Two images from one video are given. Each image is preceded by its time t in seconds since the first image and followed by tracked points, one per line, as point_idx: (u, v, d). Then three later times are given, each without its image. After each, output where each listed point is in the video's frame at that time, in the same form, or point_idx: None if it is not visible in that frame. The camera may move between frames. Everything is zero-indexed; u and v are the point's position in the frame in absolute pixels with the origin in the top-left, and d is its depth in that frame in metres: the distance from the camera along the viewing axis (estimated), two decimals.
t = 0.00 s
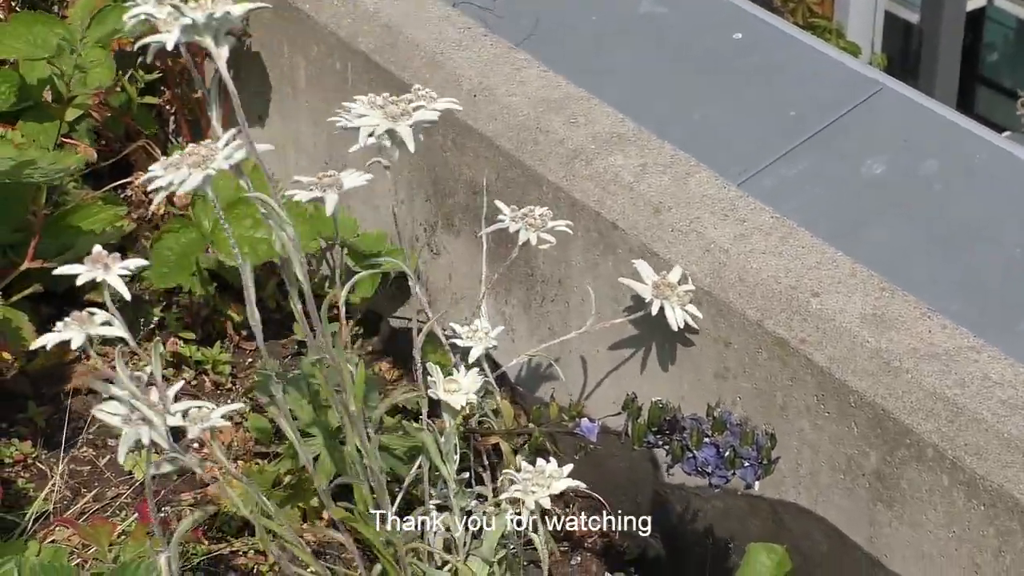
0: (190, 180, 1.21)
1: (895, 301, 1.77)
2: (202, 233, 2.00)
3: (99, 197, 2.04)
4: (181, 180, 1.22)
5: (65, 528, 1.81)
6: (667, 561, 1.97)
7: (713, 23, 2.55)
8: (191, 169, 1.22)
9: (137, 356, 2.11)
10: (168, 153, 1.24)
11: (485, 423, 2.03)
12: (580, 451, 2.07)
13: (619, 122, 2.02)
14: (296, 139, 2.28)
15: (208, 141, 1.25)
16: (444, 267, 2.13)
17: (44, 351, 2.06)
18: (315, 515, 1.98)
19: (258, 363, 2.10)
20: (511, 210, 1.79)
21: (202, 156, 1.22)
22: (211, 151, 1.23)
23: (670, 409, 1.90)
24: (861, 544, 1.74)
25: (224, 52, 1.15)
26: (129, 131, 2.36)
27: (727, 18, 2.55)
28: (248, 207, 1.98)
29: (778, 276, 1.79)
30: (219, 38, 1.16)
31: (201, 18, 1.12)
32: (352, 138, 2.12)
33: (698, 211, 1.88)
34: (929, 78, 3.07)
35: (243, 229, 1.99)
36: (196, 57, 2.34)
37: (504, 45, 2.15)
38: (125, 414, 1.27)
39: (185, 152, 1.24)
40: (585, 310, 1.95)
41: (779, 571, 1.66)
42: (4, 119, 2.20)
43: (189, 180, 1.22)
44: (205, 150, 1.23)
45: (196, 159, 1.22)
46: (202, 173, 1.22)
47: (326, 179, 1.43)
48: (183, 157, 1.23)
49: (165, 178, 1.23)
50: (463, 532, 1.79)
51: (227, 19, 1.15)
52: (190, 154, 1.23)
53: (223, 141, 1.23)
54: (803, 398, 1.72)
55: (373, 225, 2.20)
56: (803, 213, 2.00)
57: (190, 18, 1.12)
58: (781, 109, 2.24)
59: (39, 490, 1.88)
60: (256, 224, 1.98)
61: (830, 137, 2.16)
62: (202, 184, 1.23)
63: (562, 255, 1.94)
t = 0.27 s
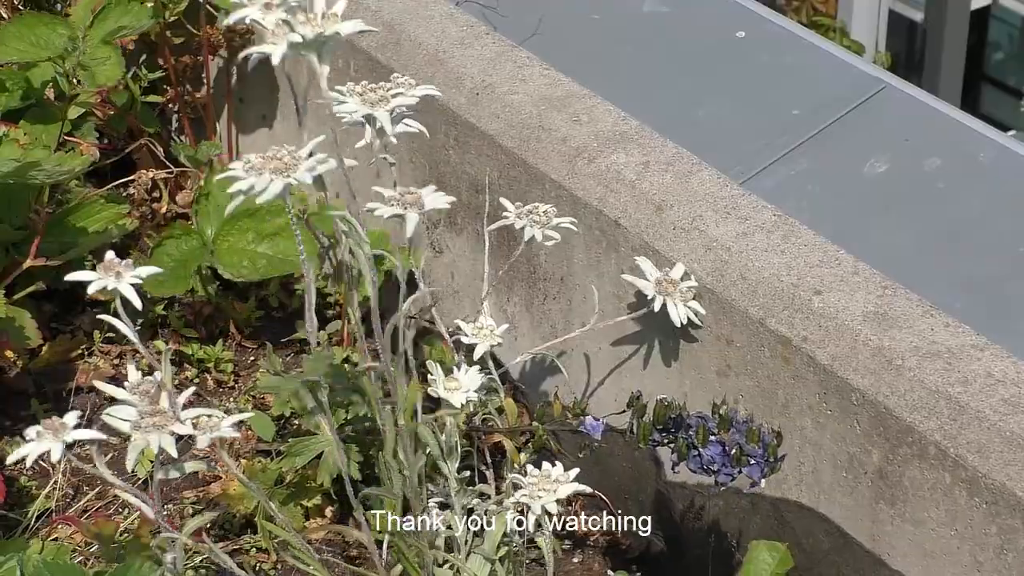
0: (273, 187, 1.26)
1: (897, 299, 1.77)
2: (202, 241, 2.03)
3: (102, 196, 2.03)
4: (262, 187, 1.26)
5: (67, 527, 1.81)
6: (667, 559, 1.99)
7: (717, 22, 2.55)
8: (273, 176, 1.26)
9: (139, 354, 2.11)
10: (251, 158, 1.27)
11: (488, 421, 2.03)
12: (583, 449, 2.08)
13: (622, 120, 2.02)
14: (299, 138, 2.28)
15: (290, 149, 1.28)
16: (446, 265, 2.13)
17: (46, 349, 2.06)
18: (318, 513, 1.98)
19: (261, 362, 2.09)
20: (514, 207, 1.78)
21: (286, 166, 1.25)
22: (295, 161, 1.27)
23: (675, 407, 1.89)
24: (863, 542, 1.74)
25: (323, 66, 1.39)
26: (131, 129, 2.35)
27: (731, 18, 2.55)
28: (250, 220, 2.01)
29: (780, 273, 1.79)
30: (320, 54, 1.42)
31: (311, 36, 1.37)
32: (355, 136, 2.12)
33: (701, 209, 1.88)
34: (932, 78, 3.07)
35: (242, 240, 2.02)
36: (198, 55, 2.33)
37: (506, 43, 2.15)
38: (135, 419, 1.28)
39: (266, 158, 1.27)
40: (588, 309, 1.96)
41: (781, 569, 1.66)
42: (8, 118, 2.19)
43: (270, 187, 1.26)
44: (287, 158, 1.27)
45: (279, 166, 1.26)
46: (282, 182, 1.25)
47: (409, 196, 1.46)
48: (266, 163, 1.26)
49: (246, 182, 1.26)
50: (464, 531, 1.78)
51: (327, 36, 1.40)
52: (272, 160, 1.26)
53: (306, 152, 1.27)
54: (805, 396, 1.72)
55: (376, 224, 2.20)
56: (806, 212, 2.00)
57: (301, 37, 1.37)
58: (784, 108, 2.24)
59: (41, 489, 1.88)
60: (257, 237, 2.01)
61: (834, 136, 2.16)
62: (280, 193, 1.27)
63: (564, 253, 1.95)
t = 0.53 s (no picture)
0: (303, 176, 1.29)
1: (903, 299, 1.77)
2: (207, 233, 2.01)
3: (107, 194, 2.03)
4: (294, 174, 1.29)
5: (72, 525, 1.81)
6: (672, 557, 2.01)
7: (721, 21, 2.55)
8: (305, 165, 1.29)
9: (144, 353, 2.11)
10: (284, 146, 1.30)
11: (493, 420, 2.03)
12: (589, 449, 2.06)
13: (626, 119, 2.02)
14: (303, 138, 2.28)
15: (321, 138, 1.31)
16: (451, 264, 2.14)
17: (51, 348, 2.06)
18: (323, 512, 1.98)
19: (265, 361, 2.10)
20: (522, 206, 1.77)
21: (317, 155, 1.28)
22: (326, 151, 1.30)
23: (682, 406, 1.90)
24: (868, 542, 1.74)
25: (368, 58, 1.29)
26: (135, 128, 2.35)
27: (734, 17, 2.55)
28: (252, 207, 1.98)
29: (785, 273, 1.79)
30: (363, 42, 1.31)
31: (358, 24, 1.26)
32: (360, 136, 2.12)
33: (705, 208, 1.88)
34: (937, 77, 3.06)
35: (246, 227, 1.99)
36: (202, 55, 2.34)
37: (511, 43, 2.16)
38: (141, 416, 1.28)
39: (298, 146, 1.30)
40: (593, 308, 1.95)
41: (787, 569, 1.66)
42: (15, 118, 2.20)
43: (301, 175, 1.29)
44: (318, 148, 1.30)
45: (310, 155, 1.29)
46: (313, 171, 1.29)
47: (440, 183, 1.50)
48: (299, 152, 1.29)
49: (278, 169, 1.29)
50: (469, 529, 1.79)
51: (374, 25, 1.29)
52: (304, 150, 1.29)
53: (338, 143, 1.31)
54: (810, 395, 1.72)
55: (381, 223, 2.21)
56: (811, 211, 1.99)
57: (348, 24, 1.26)
58: (788, 107, 2.24)
59: (46, 488, 1.88)
60: (260, 224, 1.98)
61: (839, 136, 2.16)
62: (311, 181, 1.30)
63: (569, 252, 1.95)
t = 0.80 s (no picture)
0: (269, 168, 1.22)
1: (911, 300, 1.77)
2: (214, 226, 2.00)
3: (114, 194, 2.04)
4: (259, 166, 1.22)
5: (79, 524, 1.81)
6: (679, 559, 2.00)
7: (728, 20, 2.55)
8: (269, 157, 1.22)
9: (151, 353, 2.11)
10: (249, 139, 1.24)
11: (500, 420, 2.03)
12: (595, 450, 2.06)
13: (634, 119, 2.02)
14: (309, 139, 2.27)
15: (285, 130, 1.25)
16: (458, 265, 2.14)
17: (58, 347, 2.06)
18: (329, 512, 1.98)
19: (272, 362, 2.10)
20: (530, 208, 1.77)
21: (282, 145, 1.22)
22: (290, 142, 1.23)
23: (686, 408, 1.88)
24: (875, 544, 1.73)
25: (320, 45, 1.23)
26: (143, 127, 2.35)
27: (741, 18, 2.55)
28: (257, 198, 1.98)
29: (792, 274, 1.79)
30: (317, 29, 1.26)
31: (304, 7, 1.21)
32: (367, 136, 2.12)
33: (713, 209, 1.88)
34: (944, 79, 3.06)
35: (252, 219, 1.99)
36: (210, 54, 2.35)
37: (519, 43, 2.16)
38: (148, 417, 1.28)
39: (263, 139, 1.24)
40: (600, 309, 1.95)
41: (795, 570, 1.66)
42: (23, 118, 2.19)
43: (266, 167, 1.22)
44: (283, 139, 1.24)
45: (274, 145, 1.22)
46: (278, 162, 1.22)
47: (402, 174, 1.48)
48: (262, 143, 1.23)
49: (244, 163, 1.23)
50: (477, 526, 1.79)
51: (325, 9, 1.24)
52: (268, 141, 1.23)
53: (303, 132, 1.24)
54: (818, 397, 1.72)
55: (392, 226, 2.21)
56: (818, 210, 2.00)
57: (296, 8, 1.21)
58: (796, 108, 2.24)
59: (53, 487, 1.88)
60: (266, 215, 1.99)
61: (845, 135, 2.16)
62: (277, 173, 1.23)
63: (576, 253, 1.95)
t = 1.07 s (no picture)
0: (337, 193, 1.27)
1: (919, 301, 1.77)
2: (220, 228, 2.00)
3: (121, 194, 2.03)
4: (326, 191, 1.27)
5: (86, 525, 1.81)
6: (685, 559, 2.00)
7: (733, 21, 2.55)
8: (337, 181, 1.27)
9: (158, 354, 2.11)
10: (315, 161, 1.28)
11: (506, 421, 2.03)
12: (602, 450, 2.06)
13: (640, 120, 2.02)
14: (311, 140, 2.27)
15: (354, 154, 1.28)
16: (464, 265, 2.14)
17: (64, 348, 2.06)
18: (336, 513, 1.98)
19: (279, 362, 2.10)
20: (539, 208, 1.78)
21: (351, 172, 1.26)
22: (359, 167, 1.28)
23: (695, 408, 1.90)
24: (882, 544, 1.73)
25: (403, 81, 1.26)
26: (150, 128, 2.35)
27: (748, 19, 2.55)
28: (265, 199, 1.97)
29: (799, 275, 1.79)
30: (399, 62, 1.27)
31: (394, 46, 1.23)
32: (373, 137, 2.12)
33: (720, 210, 1.88)
34: (950, 79, 3.11)
35: (260, 220, 1.97)
36: (217, 56, 2.34)
37: (525, 44, 2.17)
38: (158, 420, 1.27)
39: (331, 162, 1.28)
40: (607, 310, 1.95)
41: (801, 571, 1.66)
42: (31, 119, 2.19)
43: (333, 191, 1.27)
44: (351, 163, 1.28)
45: (342, 170, 1.27)
46: (346, 187, 1.27)
47: (474, 204, 1.57)
48: (331, 167, 1.27)
49: (311, 185, 1.28)
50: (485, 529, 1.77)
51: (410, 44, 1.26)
52: (336, 164, 1.27)
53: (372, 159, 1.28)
54: (824, 397, 1.72)
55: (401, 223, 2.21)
56: (826, 210, 1.99)
57: (383, 47, 1.23)
58: (802, 108, 2.24)
59: (60, 488, 1.88)
60: (274, 215, 1.97)
61: (852, 136, 2.16)
62: (343, 198, 1.28)
63: (583, 253, 1.95)
